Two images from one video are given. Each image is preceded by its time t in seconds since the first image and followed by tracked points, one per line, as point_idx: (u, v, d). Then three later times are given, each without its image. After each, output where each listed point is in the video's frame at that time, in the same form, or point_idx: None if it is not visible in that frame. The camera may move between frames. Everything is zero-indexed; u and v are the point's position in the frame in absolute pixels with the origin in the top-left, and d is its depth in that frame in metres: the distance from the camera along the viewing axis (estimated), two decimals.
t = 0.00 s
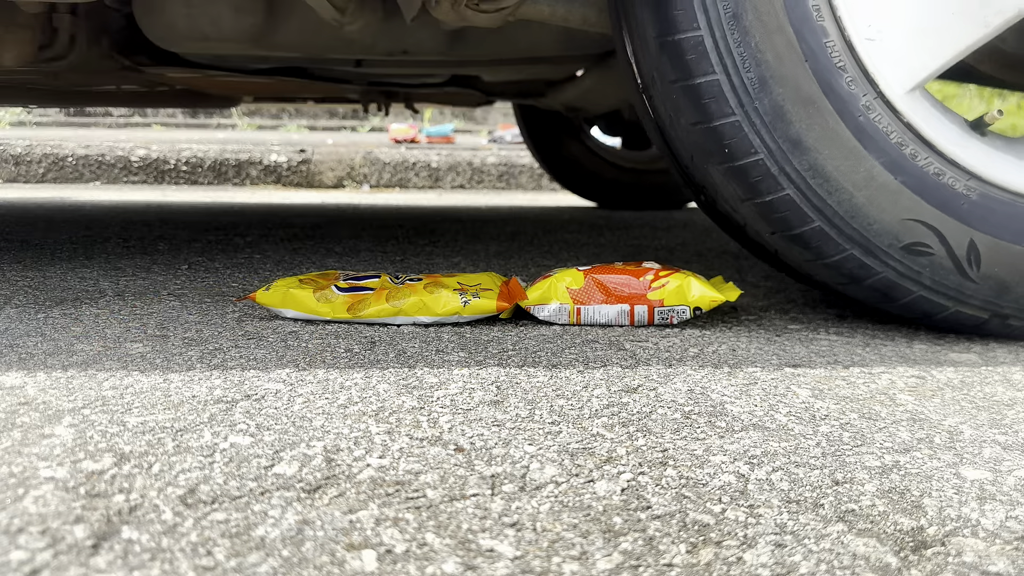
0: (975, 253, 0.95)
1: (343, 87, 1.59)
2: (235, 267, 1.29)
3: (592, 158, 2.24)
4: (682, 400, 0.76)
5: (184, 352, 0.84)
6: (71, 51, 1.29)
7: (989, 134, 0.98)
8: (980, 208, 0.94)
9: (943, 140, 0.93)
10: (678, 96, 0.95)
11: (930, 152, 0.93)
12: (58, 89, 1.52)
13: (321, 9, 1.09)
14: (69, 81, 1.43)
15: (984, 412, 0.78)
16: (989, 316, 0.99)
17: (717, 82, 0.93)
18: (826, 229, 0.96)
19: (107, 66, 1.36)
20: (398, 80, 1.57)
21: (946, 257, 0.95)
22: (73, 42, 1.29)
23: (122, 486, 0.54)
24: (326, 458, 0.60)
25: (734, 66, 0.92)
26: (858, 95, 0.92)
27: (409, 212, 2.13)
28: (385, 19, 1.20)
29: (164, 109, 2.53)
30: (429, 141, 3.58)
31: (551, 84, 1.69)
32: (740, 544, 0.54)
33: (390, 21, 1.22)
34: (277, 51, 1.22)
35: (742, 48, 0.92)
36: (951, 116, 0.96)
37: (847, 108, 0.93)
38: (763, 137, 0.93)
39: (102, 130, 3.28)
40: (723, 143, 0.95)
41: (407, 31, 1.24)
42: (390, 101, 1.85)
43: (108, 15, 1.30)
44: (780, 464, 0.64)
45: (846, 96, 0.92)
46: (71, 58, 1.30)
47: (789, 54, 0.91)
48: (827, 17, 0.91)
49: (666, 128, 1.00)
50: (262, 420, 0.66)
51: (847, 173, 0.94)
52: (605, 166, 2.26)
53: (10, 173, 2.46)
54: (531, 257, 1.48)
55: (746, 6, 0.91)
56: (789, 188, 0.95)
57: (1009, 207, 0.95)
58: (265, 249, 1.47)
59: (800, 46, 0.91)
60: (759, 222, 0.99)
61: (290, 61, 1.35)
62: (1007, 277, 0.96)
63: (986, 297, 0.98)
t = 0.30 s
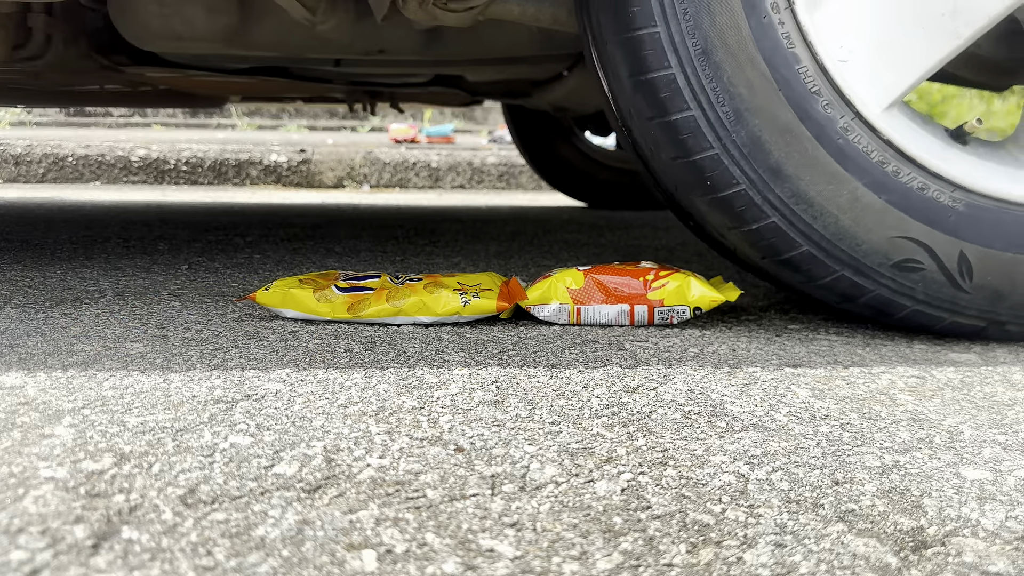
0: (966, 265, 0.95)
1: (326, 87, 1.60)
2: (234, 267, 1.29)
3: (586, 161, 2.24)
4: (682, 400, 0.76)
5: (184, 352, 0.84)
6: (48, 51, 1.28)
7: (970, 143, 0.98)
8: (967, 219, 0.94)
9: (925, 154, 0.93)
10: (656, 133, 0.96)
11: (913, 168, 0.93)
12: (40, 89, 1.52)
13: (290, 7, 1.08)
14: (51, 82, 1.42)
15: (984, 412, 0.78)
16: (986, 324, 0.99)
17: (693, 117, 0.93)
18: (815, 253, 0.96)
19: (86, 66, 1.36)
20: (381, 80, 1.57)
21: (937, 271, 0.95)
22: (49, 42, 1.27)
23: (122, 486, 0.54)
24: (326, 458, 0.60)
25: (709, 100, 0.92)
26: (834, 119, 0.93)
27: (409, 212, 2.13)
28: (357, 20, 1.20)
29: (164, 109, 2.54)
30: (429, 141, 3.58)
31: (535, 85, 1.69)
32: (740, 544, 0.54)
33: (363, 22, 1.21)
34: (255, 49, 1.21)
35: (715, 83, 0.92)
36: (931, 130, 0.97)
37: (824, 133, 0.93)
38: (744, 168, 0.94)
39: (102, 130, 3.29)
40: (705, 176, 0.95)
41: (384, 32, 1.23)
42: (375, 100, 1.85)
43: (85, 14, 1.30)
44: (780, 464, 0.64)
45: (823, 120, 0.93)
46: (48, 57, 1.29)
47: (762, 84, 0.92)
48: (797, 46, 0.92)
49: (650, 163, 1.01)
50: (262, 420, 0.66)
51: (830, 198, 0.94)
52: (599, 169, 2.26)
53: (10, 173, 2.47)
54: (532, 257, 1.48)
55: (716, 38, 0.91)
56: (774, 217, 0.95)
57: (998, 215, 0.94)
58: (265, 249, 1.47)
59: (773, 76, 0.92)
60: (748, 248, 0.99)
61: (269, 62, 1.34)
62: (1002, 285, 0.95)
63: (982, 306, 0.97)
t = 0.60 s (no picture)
0: (958, 274, 0.95)
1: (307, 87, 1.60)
2: (235, 267, 1.29)
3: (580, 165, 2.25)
4: (682, 400, 0.76)
5: (184, 352, 0.84)
6: (19, 50, 1.26)
7: (946, 151, 0.98)
8: (953, 229, 0.93)
9: (904, 169, 0.93)
10: (634, 174, 0.96)
11: (893, 185, 0.93)
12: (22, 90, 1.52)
13: (254, 6, 1.08)
14: (31, 82, 1.42)
15: (984, 412, 0.78)
16: (983, 329, 0.99)
17: (669, 157, 0.93)
18: (804, 279, 0.96)
19: (60, 66, 1.35)
20: (361, 80, 1.58)
21: (929, 283, 0.95)
22: (20, 41, 1.26)
23: (122, 486, 0.54)
24: (326, 458, 0.60)
25: (683, 140, 0.93)
26: (809, 144, 0.93)
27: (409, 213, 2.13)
28: (324, 20, 1.19)
29: (165, 109, 2.54)
30: (429, 141, 3.59)
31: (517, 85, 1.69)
32: (740, 544, 0.54)
33: (330, 22, 1.20)
34: (223, 48, 1.21)
35: (686, 123, 0.92)
36: (908, 143, 0.96)
37: (801, 160, 0.93)
38: (725, 202, 0.94)
39: (102, 130, 3.29)
40: (687, 213, 0.95)
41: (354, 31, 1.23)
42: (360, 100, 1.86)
43: (58, 14, 1.29)
44: (780, 464, 0.64)
45: (798, 147, 0.93)
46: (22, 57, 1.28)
47: (733, 118, 0.92)
48: (765, 78, 0.91)
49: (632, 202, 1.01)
50: (262, 420, 0.66)
51: (813, 224, 0.94)
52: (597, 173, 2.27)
53: (10, 173, 2.47)
54: (531, 257, 1.49)
55: (684, 75, 0.91)
56: (760, 247, 0.95)
57: (983, 220, 0.94)
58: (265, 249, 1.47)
59: (743, 110, 0.92)
60: (738, 276, 0.99)
61: (243, 62, 1.37)
62: (995, 290, 0.96)
63: (978, 312, 0.97)
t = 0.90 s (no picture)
0: (949, 279, 0.95)
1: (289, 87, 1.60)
2: (234, 267, 1.29)
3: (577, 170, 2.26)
4: (682, 400, 0.76)
5: (184, 352, 0.84)
6: None
7: (928, 155, 0.97)
8: (940, 234, 0.94)
9: (886, 181, 0.93)
10: (618, 207, 0.97)
11: (876, 197, 0.93)
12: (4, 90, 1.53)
13: (220, 6, 1.07)
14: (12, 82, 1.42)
15: (984, 412, 0.78)
16: (982, 330, 0.99)
17: (651, 190, 0.94)
18: (796, 297, 0.97)
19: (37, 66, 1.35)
20: (343, 79, 1.57)
21: (922, 291, 0.96)
22: None
23: (122, 486, 0.54)
24: (326, 458, 0.60)
25: (663, 173, 0.93)
26: (789, 165, 0.93)
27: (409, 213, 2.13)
28: (294, 20, 1.18)
29: (165, 109, 2.54)
30: (429, 141, 3.59)
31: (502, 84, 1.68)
32: (740, 544, 0.54)
33: (300, 22, 1.19)
34: (197, 48, 1.21)
35: (663, 155, 0.93)
36: (890, 152, 0.96)
37: (781, 182, 0.93)
38: (710, 230, 0.95)
39: (101, 130, 3.29)
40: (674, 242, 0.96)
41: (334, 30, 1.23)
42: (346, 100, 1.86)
43: (35, 14, 1.27)
44: (780, 464, 0.64)
45: (777, 168, 0.93)
46: None
47: (710, 147, 0.92)
48: (737, 104, 0.92)
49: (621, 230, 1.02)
50: (262, 420, 0.66)
51: (801, 244, 0.94)
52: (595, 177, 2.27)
53: (10, 173, 2.47)
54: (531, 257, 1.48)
55: (657, 107, 0.92)
56: (749, 269, 0.96)
57: (969, 223, 0.94)
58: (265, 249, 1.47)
59: (719, 138, 0.92)
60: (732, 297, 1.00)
61: (222, 62, 1.38)
62: (989, 291, 0.96)
63: (975, 314, 0.98)
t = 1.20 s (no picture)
0: (941, 280, 0.94)
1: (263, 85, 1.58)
2: (234, 267, 1.29)
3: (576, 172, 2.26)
4: (682, 400, 0.76)
5: (184, 352, 0.84)
6: None
7: (906, 158, 0.97)
8: (927, 236, 0.93)
9: (866, 190, 0.92)
10: (605, 242, 0.97)
11: (858, 205, 0.93)
12: None
13: (183, 5, 1.08)
14: None
15: (984, 412, 0.78)
16: (979, 328, 0.99)
17: (634, 224, 0.94)
18: (790, 313, 0.97)
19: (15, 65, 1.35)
20: (323, 79, 1.56)
21: (916, 295, 0.95)
22: None
23: (122, 486, 0.54)
24: (326, 458, 0.60)
25: (644, 206, 0.93)
26: (768, 185, 0.92)
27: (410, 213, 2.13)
28: (260, 20, 1.19)
29: (164, 109, 2.54)
30: (429, 141, 3.59)
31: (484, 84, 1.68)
32: (740, 544, 0.54)
33: (265, 23, 1.20)
34: (166, 48, 1.21)
35: (641, 189, 0.93)
36: (868, 160, 0.96)
37: (761, 203, 0.92)
38: (696, 258, 0.95)
39: (101, 130, 3.29)
40: (662, 271, 0.97)
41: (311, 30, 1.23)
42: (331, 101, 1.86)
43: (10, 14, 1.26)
44: (780, 464, 0.64)
45: (756, 189, 0.92)
46: None
47: (687, 178, 0.92)
48: (709, 130, 0.91)
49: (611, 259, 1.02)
50: (262, 420, 0.66)
51: (787, 262, 0.94)
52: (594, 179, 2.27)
53: (10, 173, 2.47)
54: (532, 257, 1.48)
55: (631, 141, 0.92)
56: (740, 291, 0.96)
57: (956, 222, 0.93)
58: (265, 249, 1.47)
59: (695, 167, 0.92)
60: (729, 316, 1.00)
61: (195, 62, 1.38)
62: (982, 290, 0.95)
63: (970, 313, 0.97)
